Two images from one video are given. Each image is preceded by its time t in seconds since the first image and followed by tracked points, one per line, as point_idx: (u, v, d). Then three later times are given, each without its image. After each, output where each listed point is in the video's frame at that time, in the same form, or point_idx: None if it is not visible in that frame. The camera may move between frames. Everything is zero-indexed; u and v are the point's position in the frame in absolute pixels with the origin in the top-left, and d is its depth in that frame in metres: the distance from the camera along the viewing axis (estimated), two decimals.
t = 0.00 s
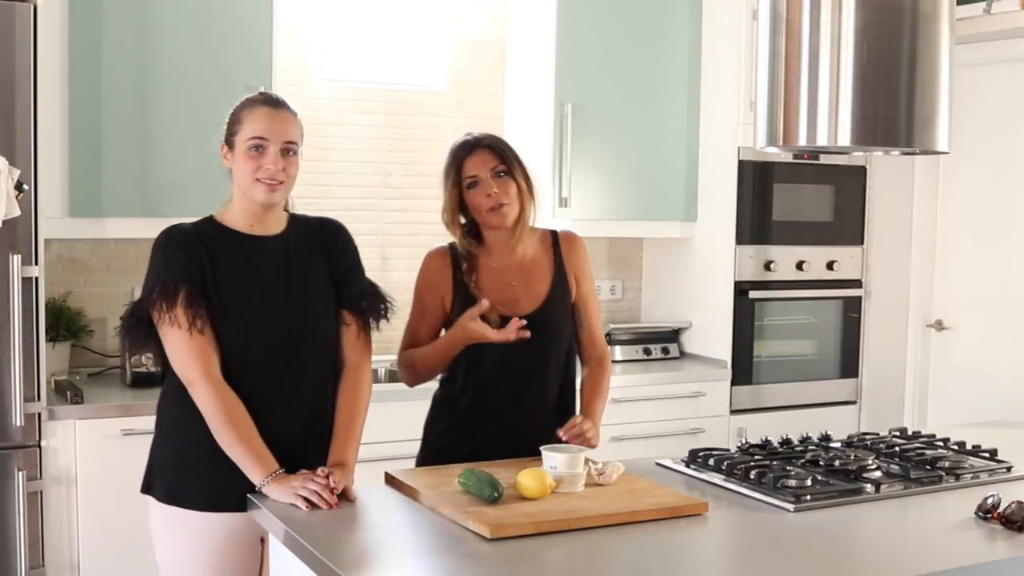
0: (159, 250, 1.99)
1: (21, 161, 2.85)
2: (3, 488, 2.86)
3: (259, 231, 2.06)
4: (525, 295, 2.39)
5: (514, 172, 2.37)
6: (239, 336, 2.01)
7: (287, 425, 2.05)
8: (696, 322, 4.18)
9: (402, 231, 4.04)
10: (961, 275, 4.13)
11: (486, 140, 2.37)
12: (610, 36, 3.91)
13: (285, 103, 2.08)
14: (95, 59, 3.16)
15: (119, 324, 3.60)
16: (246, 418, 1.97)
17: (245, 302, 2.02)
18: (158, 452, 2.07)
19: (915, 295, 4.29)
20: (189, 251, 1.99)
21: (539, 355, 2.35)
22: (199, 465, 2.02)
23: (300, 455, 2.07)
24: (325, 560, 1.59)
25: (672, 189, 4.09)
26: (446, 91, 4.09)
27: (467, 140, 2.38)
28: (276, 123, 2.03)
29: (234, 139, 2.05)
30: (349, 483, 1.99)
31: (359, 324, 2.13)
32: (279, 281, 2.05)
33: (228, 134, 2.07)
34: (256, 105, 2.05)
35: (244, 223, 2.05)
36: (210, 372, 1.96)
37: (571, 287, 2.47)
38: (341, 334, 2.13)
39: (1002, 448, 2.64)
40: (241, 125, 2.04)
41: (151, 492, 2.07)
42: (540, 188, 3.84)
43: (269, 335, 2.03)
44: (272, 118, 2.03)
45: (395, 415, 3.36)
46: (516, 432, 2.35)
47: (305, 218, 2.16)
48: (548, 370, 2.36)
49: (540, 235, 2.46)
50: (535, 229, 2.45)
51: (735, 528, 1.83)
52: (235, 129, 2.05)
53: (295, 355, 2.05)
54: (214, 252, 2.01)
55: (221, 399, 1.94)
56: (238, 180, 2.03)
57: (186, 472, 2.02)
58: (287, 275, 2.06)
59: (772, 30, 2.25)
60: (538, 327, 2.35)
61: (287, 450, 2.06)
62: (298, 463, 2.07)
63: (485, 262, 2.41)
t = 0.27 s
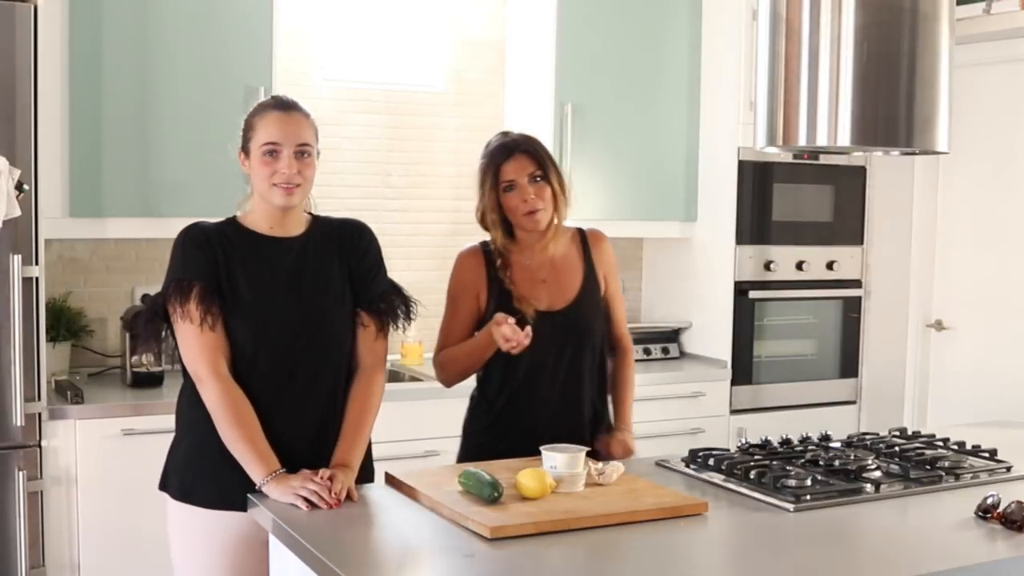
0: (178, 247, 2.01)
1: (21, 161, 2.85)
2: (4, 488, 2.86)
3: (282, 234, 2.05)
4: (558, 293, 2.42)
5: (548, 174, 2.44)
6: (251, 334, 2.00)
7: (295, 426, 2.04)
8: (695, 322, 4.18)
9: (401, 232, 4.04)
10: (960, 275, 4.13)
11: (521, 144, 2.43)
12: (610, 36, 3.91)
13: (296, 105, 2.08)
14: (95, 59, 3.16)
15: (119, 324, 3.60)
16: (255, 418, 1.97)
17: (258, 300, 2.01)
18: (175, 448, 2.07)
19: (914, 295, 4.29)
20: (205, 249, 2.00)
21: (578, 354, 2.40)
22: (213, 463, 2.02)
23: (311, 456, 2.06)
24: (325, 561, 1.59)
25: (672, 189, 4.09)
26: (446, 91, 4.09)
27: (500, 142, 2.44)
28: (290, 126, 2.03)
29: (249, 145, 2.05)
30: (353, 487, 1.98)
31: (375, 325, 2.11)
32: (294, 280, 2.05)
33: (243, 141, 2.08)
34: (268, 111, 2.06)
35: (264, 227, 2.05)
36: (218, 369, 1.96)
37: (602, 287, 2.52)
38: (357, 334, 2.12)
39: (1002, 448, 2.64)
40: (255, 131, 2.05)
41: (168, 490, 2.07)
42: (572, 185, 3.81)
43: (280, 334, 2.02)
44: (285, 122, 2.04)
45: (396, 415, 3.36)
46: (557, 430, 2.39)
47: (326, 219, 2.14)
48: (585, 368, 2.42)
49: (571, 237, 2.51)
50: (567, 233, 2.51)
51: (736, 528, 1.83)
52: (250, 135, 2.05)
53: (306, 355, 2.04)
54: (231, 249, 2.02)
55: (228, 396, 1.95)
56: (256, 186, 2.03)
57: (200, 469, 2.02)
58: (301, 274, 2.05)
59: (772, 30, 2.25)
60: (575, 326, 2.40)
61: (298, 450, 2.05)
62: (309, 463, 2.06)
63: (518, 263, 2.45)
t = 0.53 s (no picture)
0: (185, 245, 2.00)
1: (21, 161, 2.85)
2: (4, 487, 2.86)
3: (291, 233, 2.06)
4: (579, 296, 2.49)
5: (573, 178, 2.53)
6: (255, 331, 2.00)
7: (299, 425, 2.04)
8: (695, 322, 4.18)
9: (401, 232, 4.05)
10: (960, 275, 4.13)
11: (547, 148, 2.54)
12: (610, 36, 3.91)
13: (307, 105, 2.08)
14: (95, 59, 3.16)
15: (119, 324, 3.60)
16: (257, 419, 1.97)
17: (263, 298, 2.01)
18: (182, 446, 2.07)
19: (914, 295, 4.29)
20: (213, 246, 2.00)
21: (594, 356, 2.45)
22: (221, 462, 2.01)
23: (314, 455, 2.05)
24: (325, 560, 1.59)
25: (671, 189, 4.09)
26: (446, 91, 4.09)
27: (529, 147, 2.55)
28: (301, 126, 2.03)
29: (260, 145, 2.05)
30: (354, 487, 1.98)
31: (381, 325, 2.11)
32: (302, 280, 2.04)
33: (255, 140, 2.07)
34: (279, 110, 2.05)
35: (274, 225, 2.05)
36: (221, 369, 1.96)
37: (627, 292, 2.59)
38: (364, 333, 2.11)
39: (1002, 448, 2.64)
40: (266, 131, 2.04)
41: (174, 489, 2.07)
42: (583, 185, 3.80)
43: (286, 334, 2.01)
44: (297, 121, 2.03)
45: (395, 415, 3.36)
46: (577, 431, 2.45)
47: (335, 217, 2.14)
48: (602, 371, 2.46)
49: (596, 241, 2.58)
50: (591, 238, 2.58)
51: (736, 528, 1.83)
52: (261, 134, 2.05)
53: (312, 355, 2.04)
54: (238, 247, 2.02)
55: (230, 395, 1.94)
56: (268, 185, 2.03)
57: (206, 469, 2.02)
58: (308, 273, 2.05)
59: (772, 30, 2.25)
60: (592, 327, 2.45)
61: (301, 449, 2.04)
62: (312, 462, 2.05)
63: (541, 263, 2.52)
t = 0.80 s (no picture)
0: (189, 243, 2.00)
1: (21, 161, 2.85)
2: (4, 488, 2.86)
3: (297, 232, 2.05)
4: (591, 298, 2.49)
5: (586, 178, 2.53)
6: (257, 331, 2.00)
7: (300, 425, 2.03)
8: (695, 322, 4.18)
9: (401, 232, 4.05)
10: (960, 275, 4.13)
11: (562, 148, 2.54)
12: (610, 36, 3.91)
13: (316, 106, 2.08)
14: (95, 59, 3.16)
15: (119, 324, 3.60)
16: (258, 419, 1.97)
17: (266, 297, 2.01)
18: (186, 446, 2.07)
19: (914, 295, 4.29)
20: (216, 244, 1.99)
21: (599, 356, 2.45)
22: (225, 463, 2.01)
23: (315, 455, 2.05)
24: (325, 560, 1.59)
25: (672, 189, 4.09)
26: (446, 91, 4.09)
27: (545, 148, 2.57)
28: (310, 127, 2.03)
29: (268, 145, 2.05)
30: (354, 487, 1.98)
31: (383, 326, 2.11)
32: (304, 280, 2.04)
33: (262, 140, 2.07)
34: (288, 110, 2.05)
35: (279, 226, 2.05)
36: (222, 368, 1.96)
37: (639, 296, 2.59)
38: (366, 334, 2.12)
39: (1002, 448, 2.64)
40: (274, 131, 2.04)
41: (178, 489, 2.07)
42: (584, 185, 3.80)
43: (288, 334, 2.01)
44: (305, 122, 2.03)
45: (395, 415, 3.37)
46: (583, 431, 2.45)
47: (339, 217, 2.13)
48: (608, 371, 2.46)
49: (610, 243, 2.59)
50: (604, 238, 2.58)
51: (736, 528, 1.83)
52: (268, 134, 2.05)
53: (314, 356, 2.03)
54: (242, 246, 2.01)
55: (230, 394, 1.94)
56: (274, 186, 2.03)
57: (209, 470, 2.02)
58: (311, 273, 2.04)
59: (772, 30, 2.25)
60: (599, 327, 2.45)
61: (303, 449, 2.04)
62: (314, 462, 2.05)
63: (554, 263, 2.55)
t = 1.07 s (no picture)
0: (188, 244, 2.00)
1: (21, 161, 2.85)
2: (4, 487, 2.86)
3: (302, 233, 2.06)
4: (598, 296, 2.51)
5: (602, 180, 2.54)
6: (256, 331, 2.00)
7: (300, 426, 2.03)
8: (695, 322, 4.18)
9: (401, 232, 4.05)
10: (960, 275, 4.13)
11: (578, 148, 2.54)
12: (610, 36, 3.91)
13: (331, 109, 2.05)
14: (95, 59, 3.16)
15: (119, 324, 3.60)
16: (257, 419, 1.97)
17: (265, 297, 2.00)
18: (186, 446, 2.07)
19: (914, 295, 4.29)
20: (216, 245, 2.00)
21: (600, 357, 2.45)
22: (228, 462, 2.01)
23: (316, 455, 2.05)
24: (325, 560, 1.59)
25: (672, 189, 4.09)
26: (446, 91, 4.09)
27: (561, 146, 2.56)
28: (338, 133, 2.03)
29: (297, 147, 2.00)
30: (354, 487, 1.98)
31: (383, 326, 2.11)
32: (303, 281, 2.04)
33: (284, 140, 2.02)
34: (316, 114, 2.03)
35: (293, 228, 2.05)
36: (222, 369, 1.96)
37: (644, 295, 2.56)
38: (366, 335, 2.12)
39: (1002, 448, 2.64)
40: (306, 135, 2.01)
41: (179, 488, 2.07)
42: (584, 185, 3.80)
43: (288, 335, 2.01)
44: (335, 129, 2.03)
45: (395, 415, 3.37)
46: (584, 430, 2.46)
47: (338, 216, 2.13)
48: (609, 372, 2.47)
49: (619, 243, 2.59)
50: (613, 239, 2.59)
51: (736, 528, 1.83)
52: (296, 137, 2.01)
53: (313, 356, 2.03)
54: (241, 246, 2.01)
55: (229, 394, 1.94)
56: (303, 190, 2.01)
57: (210, 470, 2.02)
58: (311, 273, 2.04)
59: (772, 30, 2.25)
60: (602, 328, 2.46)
61: (304, 448, 2.04)
62: (315, 462, 2.05)
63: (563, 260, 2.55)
